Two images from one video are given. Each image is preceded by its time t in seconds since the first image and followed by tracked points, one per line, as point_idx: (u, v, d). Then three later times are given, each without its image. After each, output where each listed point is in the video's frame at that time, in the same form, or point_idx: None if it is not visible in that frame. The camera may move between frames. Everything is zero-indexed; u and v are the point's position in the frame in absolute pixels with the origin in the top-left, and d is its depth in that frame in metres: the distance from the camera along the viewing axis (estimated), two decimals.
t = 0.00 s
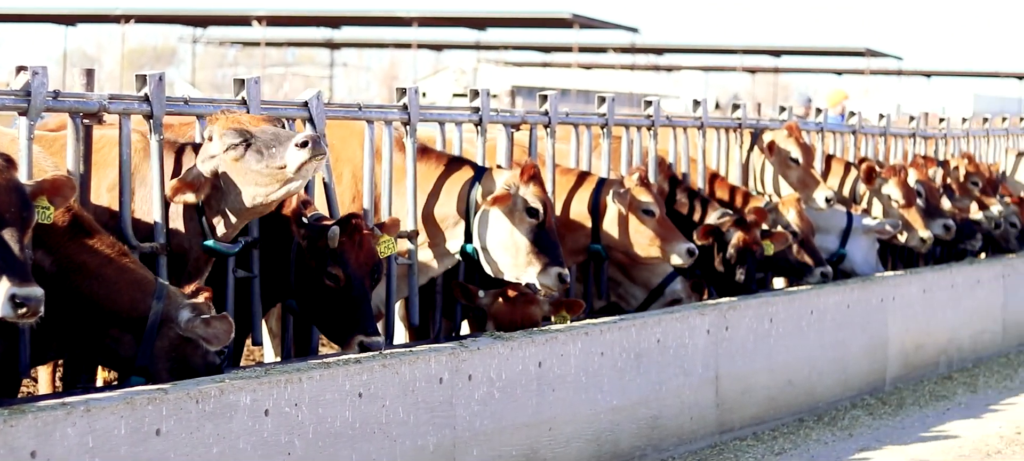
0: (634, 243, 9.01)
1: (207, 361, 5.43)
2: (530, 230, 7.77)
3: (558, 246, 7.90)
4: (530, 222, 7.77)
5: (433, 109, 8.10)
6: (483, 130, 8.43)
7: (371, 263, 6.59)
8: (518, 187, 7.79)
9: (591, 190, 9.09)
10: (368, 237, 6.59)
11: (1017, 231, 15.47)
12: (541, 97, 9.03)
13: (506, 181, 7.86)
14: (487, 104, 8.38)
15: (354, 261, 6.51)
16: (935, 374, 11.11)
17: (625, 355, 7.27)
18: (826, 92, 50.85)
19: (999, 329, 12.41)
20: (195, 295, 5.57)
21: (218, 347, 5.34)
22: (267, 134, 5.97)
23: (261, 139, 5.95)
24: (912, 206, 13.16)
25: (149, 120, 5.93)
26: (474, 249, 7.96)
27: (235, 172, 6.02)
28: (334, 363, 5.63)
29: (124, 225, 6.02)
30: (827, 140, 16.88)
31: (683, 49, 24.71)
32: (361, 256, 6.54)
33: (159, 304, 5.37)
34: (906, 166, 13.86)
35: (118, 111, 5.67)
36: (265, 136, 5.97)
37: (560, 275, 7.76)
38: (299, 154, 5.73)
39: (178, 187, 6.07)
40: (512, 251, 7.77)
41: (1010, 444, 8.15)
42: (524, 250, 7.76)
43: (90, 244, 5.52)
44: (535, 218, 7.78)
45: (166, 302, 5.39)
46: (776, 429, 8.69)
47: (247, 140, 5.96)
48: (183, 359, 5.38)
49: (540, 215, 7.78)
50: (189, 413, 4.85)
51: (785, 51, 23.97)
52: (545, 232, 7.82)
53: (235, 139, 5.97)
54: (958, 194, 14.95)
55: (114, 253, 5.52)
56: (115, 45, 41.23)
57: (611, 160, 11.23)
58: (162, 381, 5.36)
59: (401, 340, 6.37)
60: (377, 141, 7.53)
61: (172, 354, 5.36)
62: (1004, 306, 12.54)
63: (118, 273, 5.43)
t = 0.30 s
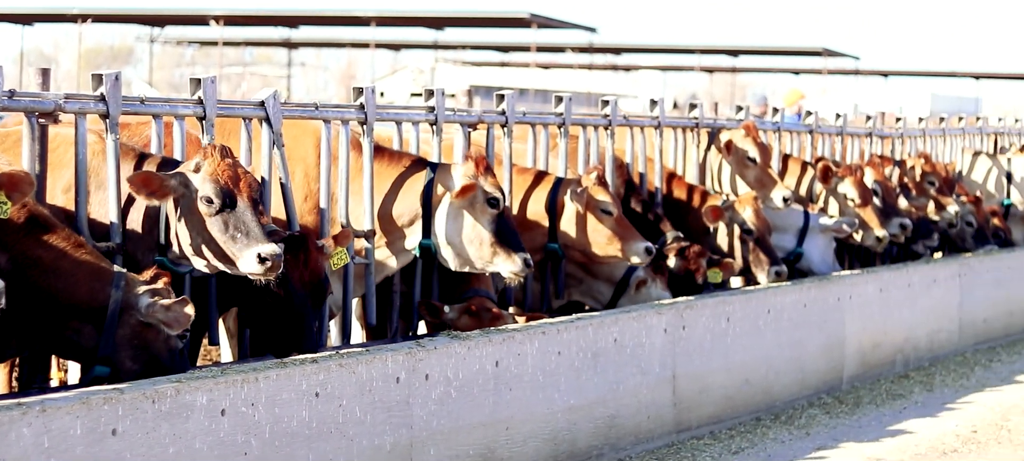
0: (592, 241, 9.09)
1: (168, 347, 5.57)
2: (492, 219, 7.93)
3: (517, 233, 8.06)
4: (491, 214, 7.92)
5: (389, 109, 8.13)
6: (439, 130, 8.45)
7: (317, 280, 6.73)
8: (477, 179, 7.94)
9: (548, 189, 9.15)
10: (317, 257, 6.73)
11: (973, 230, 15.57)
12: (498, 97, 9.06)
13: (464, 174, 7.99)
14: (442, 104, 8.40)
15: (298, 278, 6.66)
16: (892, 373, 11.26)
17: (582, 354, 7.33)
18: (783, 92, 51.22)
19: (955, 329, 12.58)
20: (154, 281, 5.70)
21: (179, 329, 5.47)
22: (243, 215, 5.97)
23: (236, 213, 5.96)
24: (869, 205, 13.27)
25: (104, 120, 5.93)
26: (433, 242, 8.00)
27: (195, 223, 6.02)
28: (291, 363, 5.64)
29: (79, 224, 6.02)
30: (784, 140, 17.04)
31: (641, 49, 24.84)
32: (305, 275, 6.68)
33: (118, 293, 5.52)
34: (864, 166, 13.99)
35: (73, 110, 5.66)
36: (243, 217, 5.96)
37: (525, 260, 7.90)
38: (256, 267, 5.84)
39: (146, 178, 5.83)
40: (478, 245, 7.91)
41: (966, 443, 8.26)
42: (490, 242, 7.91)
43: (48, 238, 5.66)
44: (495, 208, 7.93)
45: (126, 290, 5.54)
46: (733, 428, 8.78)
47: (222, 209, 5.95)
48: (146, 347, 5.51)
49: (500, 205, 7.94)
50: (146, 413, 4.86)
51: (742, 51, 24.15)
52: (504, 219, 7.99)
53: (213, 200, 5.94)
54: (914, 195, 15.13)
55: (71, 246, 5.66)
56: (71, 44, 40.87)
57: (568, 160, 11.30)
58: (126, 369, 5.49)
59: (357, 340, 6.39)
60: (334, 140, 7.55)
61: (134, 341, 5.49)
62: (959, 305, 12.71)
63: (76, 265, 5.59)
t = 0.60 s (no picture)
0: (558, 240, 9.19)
1: (133, 344, 5.59)
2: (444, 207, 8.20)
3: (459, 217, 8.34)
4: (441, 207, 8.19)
5: (353, 108, 8.15)
6: (402, 129, 8.49)
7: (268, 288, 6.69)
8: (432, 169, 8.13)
9: (512, 189, 9.21)
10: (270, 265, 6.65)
11: (936, 229, 15.77)
12: (462, 96, 9.09)
13: (420, 169, 8.11)
14: (405, 103, 8.42)
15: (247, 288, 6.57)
16: (855, 372, 11.38)
17: (546, 353, 7.39)
18: (746, 92, 51.54)
19: (917, 328, 12.73)
20: (117, 278, 5.63)
21: (146, 329, 5.40)
22: (216, 249, 6.03)
23: (208, 247, 6.02)
24: (831, 204, 13.43)
25: (68, 119, 5.92)
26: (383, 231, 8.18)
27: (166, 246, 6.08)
28: (255, 363, 5.66)
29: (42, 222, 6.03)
30: (748, 140, 17.17)
31: (606, 48, 24.93)
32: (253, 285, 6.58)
33: (81, 292, 5.53)
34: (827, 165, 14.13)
35: (36, 110, 5.65)
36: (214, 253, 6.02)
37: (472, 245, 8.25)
38: (224, 304, 5.98)
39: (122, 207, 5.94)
40: (427, 235, 8.17)
41: (929, 441, 8.37)
42: (439, 233, 8.17)
43: (10, 238, 5.72)
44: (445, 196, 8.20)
45: (89, 289, 5.54)
46: (697, 427, 8.86)
47: (195, 240, 6.01)
48: (111, 345, 5.52)
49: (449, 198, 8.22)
50: (109, 412, 4.86)
51: (706, 51, 24.30)
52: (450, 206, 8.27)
53: (186, 231, 6.00)
54: (878, 194, 15.28)
55: (34, 246, 5.72)
56: (34, 44, 40.54)
57: (532, 159, 11.36)
58: (91, 367, 5.51)
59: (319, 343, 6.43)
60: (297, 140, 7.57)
61: (98, 340, 5.51)
62: (923, 304, 12.86)
63: (39, 265, 5.64)
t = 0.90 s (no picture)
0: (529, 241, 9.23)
1: (97, 348, 5.69)
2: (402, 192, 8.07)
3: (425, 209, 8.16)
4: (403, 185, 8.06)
5: (322, 108, 8.15)
6: (370, 128, 8.51)
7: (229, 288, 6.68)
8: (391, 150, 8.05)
9: (482, 189, 9.24)
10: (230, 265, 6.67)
11: (903, 229, 15.94)
12: (431, 96, 9.11)
13: (378, 149, 8.08)
14: (373, 103, 8.44)
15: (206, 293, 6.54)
16: (823, 371, 11.48)
17: (514, 353, 7.42)
18: (715, 92, 51.76)
19: (885, 328, 12.85)
20: (81, 280, 5.68)
21: (115, 335, 5.46)
22: (195, 280, 6.22)
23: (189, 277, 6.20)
24: (799, 203, 13.45)
25: (35, 119, 5.93)
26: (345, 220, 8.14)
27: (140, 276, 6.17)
28: (223, 363, 5.66)
29: (9, 225, 6.04)
30: (716, 139, 17.27)
31: (575, 48, 25.00)
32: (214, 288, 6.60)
33: (46, 297, 5.58)
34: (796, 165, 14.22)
35: (3, 110, 5.65)
36: (195, 280, 6.22)
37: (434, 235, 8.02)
38: (202, 334, 6.16)
39: (105, 237, 5.99)
40: (391, 214, 8.03)
41: (897, 441, 8.46)
42: (403, 211, 8.04)
43: None
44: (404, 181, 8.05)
45: (53, 295, 5.59)
46: (666, 426, 8.92)
47: (176, 270, 6.18)
48: (76, 350, 5.63)
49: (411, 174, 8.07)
50: (77, 413, 4.86)
51: (675, 51, 24.41)
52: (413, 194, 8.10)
53: (169, 259, 6.16)
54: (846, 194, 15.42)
55: None
56: None
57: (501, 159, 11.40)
58: (55, 371, 5.61)
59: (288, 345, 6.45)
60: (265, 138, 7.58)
61: (63, 345, 5.61)
62: (890, 304, 12.99)
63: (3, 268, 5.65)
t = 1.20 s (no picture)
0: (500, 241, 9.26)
1: (62, 351, 5.91)
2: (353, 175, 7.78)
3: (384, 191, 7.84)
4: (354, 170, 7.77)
5: (292, 108, 8.16)
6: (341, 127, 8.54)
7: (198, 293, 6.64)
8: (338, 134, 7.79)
9: (453, 189, 9.29)
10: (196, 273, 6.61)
11: (874, 228, 16.13)
12: (402, 96, 9.16)
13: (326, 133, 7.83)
14: (343, 101, 8.44)
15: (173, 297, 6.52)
16: (794, 371, 11.58)
17: (485, 353, 7.46)
18: (686, 92, 52.00)
19: (856, 327, 12.98)
20: (44, 283, 5.73)
21: (82, 339, 5.44)
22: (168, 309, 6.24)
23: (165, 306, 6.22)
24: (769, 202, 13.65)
25: (5, 119, 5.93)
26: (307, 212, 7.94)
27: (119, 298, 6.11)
28: (194, 363, 5.68)
29: None
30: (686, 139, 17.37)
31: (548, 48, 25.06)
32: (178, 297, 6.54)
33: (11, 301, 5.60)
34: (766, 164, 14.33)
35: None
36: (167, 317, 6.21)
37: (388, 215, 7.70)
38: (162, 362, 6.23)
39: (104, 265, 5.93)
40: (341, 201, 7.78)
41: (868, 440, 8.56)
42: (353, 197, 7.77)
43: None
44: (354, 164, 7.77)
45: (18, 299, 5.60)
46: (637, 426, 8.99)
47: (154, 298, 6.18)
48: (42, 353, 5.83)
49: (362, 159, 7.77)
50: (47, 414, 4.87)
51: (647, 51, 24.52)
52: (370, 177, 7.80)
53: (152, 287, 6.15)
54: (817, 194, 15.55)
55: None
56: None
57: (471, 158, 11.43)
58: (20, 374, 5.80)
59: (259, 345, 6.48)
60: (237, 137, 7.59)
61: (28, 349, 5.78)
62: (861, 303, 13.11)
63: None
